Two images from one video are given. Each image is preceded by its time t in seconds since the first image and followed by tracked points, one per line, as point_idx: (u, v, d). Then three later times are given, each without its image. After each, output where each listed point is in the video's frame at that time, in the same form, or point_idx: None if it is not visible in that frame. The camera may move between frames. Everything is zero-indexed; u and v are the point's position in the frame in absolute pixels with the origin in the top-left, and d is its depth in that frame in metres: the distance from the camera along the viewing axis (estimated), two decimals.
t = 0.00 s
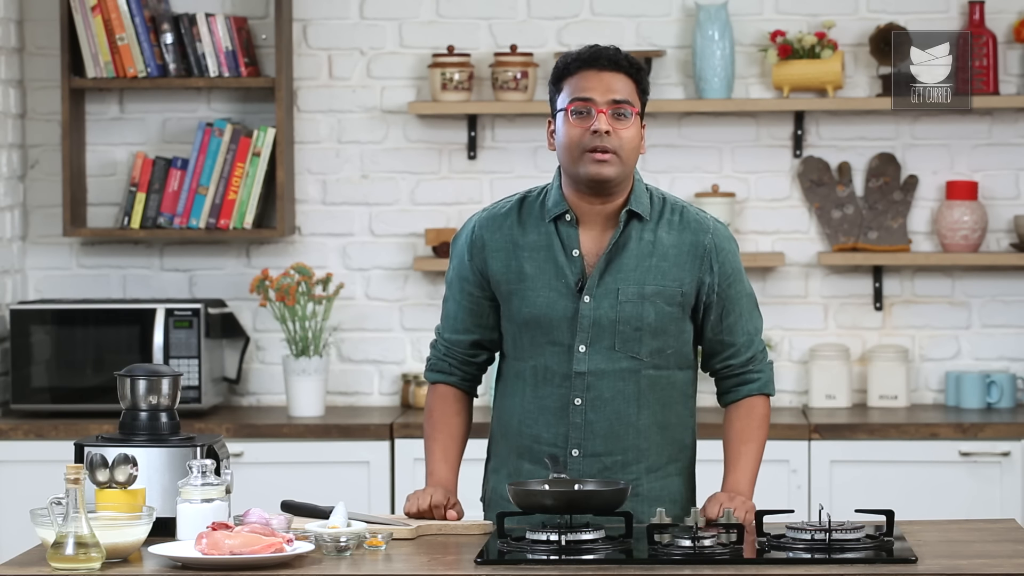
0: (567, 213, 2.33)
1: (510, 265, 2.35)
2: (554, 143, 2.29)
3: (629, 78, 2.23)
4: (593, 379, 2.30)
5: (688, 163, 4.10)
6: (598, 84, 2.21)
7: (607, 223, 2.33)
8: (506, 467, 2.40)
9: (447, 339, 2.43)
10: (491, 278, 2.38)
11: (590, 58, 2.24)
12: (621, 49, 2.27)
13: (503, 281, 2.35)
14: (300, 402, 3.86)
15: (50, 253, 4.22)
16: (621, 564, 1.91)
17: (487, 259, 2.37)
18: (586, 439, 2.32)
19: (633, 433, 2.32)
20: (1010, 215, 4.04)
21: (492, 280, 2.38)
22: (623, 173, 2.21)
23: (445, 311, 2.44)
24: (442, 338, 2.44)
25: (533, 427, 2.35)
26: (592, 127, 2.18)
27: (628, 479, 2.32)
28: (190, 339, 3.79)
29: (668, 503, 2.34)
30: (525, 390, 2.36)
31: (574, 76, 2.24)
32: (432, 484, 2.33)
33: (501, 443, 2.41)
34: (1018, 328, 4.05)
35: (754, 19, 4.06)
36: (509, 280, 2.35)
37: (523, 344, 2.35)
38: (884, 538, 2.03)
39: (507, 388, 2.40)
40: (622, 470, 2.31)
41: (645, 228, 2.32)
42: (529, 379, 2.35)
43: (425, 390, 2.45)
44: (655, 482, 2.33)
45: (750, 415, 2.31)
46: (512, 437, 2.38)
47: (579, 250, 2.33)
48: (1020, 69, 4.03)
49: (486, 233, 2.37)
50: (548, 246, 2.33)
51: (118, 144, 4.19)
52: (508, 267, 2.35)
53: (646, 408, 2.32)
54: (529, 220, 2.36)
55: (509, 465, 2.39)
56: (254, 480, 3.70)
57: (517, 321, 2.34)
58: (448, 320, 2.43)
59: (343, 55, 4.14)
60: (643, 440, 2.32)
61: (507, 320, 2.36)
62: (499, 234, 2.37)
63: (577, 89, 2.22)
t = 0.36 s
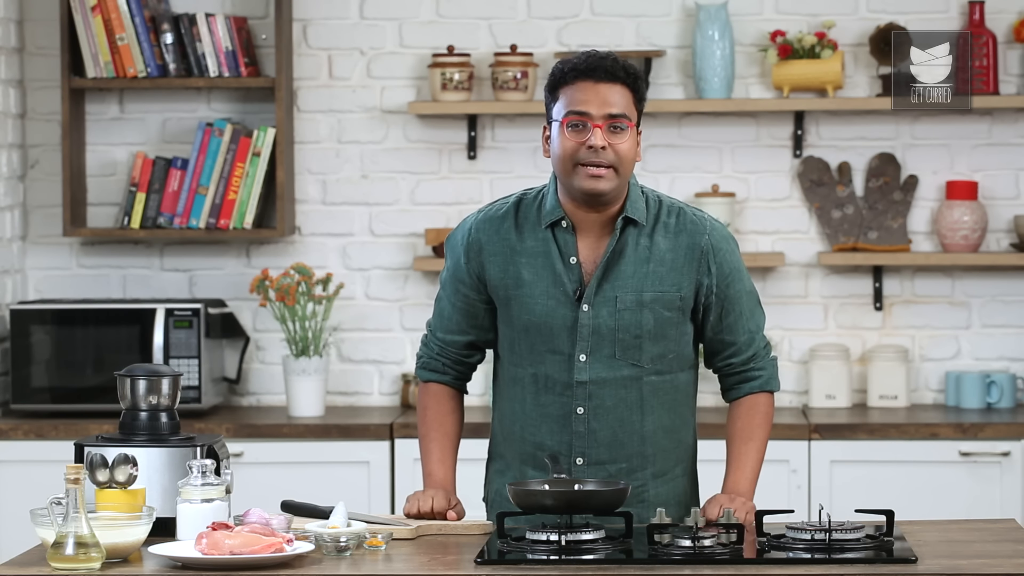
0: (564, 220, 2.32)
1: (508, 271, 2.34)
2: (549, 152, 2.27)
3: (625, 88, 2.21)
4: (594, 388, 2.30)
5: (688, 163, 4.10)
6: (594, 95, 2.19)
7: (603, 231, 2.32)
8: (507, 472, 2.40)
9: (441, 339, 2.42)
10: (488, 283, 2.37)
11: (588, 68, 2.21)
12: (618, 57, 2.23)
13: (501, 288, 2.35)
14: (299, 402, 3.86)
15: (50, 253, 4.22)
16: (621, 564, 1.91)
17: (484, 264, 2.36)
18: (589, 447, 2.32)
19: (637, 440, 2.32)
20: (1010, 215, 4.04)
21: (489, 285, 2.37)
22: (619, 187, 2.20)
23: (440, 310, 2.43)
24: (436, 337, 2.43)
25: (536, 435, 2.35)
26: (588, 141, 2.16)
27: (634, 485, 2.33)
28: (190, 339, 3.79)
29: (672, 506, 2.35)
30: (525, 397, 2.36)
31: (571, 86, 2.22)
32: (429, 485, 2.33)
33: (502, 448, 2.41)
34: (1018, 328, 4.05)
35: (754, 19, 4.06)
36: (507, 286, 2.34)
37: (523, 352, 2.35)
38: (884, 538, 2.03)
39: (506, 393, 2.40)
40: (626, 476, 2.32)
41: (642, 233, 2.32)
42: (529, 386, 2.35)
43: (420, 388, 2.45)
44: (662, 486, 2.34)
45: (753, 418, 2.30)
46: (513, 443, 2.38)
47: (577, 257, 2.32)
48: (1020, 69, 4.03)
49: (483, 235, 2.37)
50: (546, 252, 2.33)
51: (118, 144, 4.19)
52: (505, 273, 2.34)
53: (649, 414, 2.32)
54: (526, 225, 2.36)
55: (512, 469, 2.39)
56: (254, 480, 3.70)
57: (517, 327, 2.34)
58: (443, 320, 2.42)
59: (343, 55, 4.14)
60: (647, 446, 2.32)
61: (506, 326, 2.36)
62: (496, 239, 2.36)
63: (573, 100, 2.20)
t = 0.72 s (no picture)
0: (565, 219, 2.32)
1: (510, 270, 2.34)
2: (547, 156, 2.28)
3: (610, 80, 2.21)
4: (596, 387, 2.30)
5: (688, 163, 4.10)
6: (582, 93, 2.19)
7: (604, 229, 2.33)
8: (508, 471, 2.39)
9: (441, 338, 2.42)
10: (489, 282, 2.37)
11: (569, 68, 2.21)
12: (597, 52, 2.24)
13: (502, 286, 2.35)
14: (299, 401, 3.86)
15: (50, 253, 4.23)
16: (621, 564, 1.91)
17: (485, 262, 2.36)
18: (591, 446, 2.32)
19: (639, 439, 2.32)
20: (1010, 215, 4.04)
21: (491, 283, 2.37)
22: (623, 178, 2.19)
23: (439, 310, 2.43)
24: (435, 336, 2.43)
25: (538, 433, 2.35)
26: (584, 137, 2.16)
27: (636, 484, 2.32)
28: (190, 339, 3.79)
29: (674, 506, 2.34)
30: (527, 396, 2.35)
31: (557, 88, 2.23)
32: (429, 484, 2.33)
33: (502, 448, 2.41)
34: (1018, 328, 4.05)
35: (754, 19, 4.06)
36: (508, 285, 2.35)
37: (524, 350, 2.35)
38: (884, 538, 2.03)
39: (507, 393, 2.39)
40: (628, 476, 2.32)
41: (642, 232, 2.31)
42: (531, 385, 2.35)
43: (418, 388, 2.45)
44: (664, 485, 2.34)
45: (753, 418, 2.30)
46: (514, 442, 2.38)
47: (578, 256, 2.32)
48: (1020, 69, 4.03)
49: (484, 234, 2.37)
50: (547, 251, 2.33)
51: (118, 144, 4.19)
52: (506, 271, 2.35)
53: (651, 414, 2.32)
54: (527, 224, 2.36)
55: (513, 469, 2.38)
56: (254, 480, 3.70)
57: (518, 326, 2.34)
58: (442, 319, 2.42)
59: (343, 55, 4.14)
60: (649, 445, 2.32)
61: (507, 325, 2.36)
62: (496, 237, 2.36)
63: (563, 102, 2.20)
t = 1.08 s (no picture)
0: (556, 220, 2.32)
1: (502, 270, 2.35)
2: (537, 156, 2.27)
3: (604, 85, 2.21)
4: (589, 389, 2.30)
5: (688, 163, 4.10)
6: (575, 98, 2.19)
7: (595, 231, 2.31)
8: (501, 472, 2.40)
9: (436, 338, 2.43)
10: (482, 282, 2.38)
11: (562, 72, 2.21)
12: (591, 56, 2.23)
13: (496, 287, 2.35)
14: (299, 402, 3.86)
15: (50, 253, 4.23)
16: (621, 564, 1.91)
17: (478, 263, 2.37)
18: (584, 448, 2.32)
19: (632, 440, 2.32)
20: (1010, 215, 4.04)
21: (484, 284, 2.38)
22: (613, 183, 2.19)
23: (432, 310, 2.44)
24: (430, 336, 2.44)
25: (531, 435, 2.35)
26: (574, 142, 2.16)
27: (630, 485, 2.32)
28: (190, 339, 3.79)
29: (668, 507, 2.34)
30: (520, 397, 2.35)
31: (549, 91, 2.22)
32: (429, 484, 2.33)
33: (496, 448, 2.41)
34: (1018, 328, 4.05)
35: (754, 19, 4.06)
36: (501, 285, 2.35)
37: (517, 351, 2.35)
38: (884, 538, 2.03)
39: (500, 394, 2.39)
40: (622, 476, 2.32)
41: (634, 233, 2.31)
42: (524, 387, 2.35)
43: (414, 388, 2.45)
44: (658, 486, 2.33)
45: (752, 416, 2.30)
46: (507, 443, 2.38)
47: (570, 257, 2.32)
48: (1020, 69, 4.03)
49: (477, 234, 2.38)
50: (539, 252, 2.33)
51: (118, 144, 4.19)
52: (499, 272, 2.35)
53: (644, 415, 2.32)
54: (520, 225, 2.36)
55: (507, 470, 2.38)
56: (254, 480, 3.70)
57: (511, 327, 2.35)
58: (436, 320, 2.43)
59: (343, 55, 4.14)
60: (642, 446, 2.32)
61: (501, 326, 2.36)
62: (490, 238, 2.37)
63: (555, 105, 2.20)
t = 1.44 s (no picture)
0: (556, 219, 2.32)
1: (502, 268, 2.35)
2: (540, 156, 2.28)
3: (604, 82, 2.21)
4: (586, 388, 2.30)
5: (688, 163, 4.09)
6: (576, 94, 2.19)
7: (597, 230, 2.32)
8: (497, 470, 2.39)
9: (436, 336, 2.43)
10: (483, 279, 2.38)
11: (563, 69, 2.21)
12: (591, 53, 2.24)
13: (495, 284, 2.36)
14: (299, 402, 3.86)
15: (49, 253, 4.22)
16: (621, 564, 1.91)
17: (478, 260, 2.37)
18: (580, 447, 2.32)
19: (628, 440, 2.31)
20: (1010, 215, 4.04)
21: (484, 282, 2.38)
22: (616, 178, 2.19)
23: (433, 308, 2.44)
24: (431, 334, 2.44)
25: (527, 432, 2.35)
26: (576, 138, 2.16)
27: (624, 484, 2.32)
28: (190, 339, 3.79)
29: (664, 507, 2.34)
30: (518, 394, 2.35)
31: (550, 89, 2.22)
32: (429, 484, 2.33)
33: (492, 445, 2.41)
34: (1018, 328, 4.05)
35: (754, 19, 4.06)
36: (501, 283, 2.35)
37: (515, 349, 2.35)
38: (884, 538, 2.03)
39: (498, 392, 2.39)
40: (616, 476, 2.32)
41: (634, 233, 2.31)
42: (521, 384, 2.35)
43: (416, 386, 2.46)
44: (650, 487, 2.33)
45: (753, 418, 2.29)
46: (503, 441, 2.39)
47: (569, 255, 2.32)
48: (1020, 69, 4.03)
49: (478, 232, 2.38)
50: (539, 251, 2.33)
51: (118, 144, 4.19)
52: (499, 270, 2.35)
53: (640, 415, 2.31)
54: (520, 223, 2.36)
55: (503, 468, 2.38)
56: (254, 480, 3.70)
57: (509, 325, 2.35)
58: (437, 317, 2.43)
59: (343, 55, 4.14)
60: (638, 446, 2.32)
61: (500, 324, 2.36)
62: (490, 236, 2.37)
63: (556, 102, 2.20)
